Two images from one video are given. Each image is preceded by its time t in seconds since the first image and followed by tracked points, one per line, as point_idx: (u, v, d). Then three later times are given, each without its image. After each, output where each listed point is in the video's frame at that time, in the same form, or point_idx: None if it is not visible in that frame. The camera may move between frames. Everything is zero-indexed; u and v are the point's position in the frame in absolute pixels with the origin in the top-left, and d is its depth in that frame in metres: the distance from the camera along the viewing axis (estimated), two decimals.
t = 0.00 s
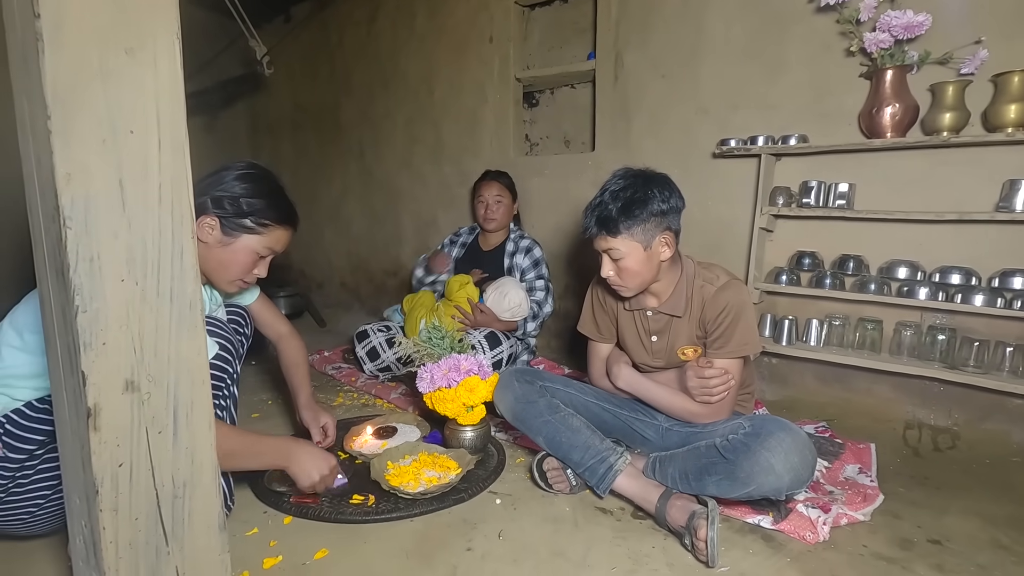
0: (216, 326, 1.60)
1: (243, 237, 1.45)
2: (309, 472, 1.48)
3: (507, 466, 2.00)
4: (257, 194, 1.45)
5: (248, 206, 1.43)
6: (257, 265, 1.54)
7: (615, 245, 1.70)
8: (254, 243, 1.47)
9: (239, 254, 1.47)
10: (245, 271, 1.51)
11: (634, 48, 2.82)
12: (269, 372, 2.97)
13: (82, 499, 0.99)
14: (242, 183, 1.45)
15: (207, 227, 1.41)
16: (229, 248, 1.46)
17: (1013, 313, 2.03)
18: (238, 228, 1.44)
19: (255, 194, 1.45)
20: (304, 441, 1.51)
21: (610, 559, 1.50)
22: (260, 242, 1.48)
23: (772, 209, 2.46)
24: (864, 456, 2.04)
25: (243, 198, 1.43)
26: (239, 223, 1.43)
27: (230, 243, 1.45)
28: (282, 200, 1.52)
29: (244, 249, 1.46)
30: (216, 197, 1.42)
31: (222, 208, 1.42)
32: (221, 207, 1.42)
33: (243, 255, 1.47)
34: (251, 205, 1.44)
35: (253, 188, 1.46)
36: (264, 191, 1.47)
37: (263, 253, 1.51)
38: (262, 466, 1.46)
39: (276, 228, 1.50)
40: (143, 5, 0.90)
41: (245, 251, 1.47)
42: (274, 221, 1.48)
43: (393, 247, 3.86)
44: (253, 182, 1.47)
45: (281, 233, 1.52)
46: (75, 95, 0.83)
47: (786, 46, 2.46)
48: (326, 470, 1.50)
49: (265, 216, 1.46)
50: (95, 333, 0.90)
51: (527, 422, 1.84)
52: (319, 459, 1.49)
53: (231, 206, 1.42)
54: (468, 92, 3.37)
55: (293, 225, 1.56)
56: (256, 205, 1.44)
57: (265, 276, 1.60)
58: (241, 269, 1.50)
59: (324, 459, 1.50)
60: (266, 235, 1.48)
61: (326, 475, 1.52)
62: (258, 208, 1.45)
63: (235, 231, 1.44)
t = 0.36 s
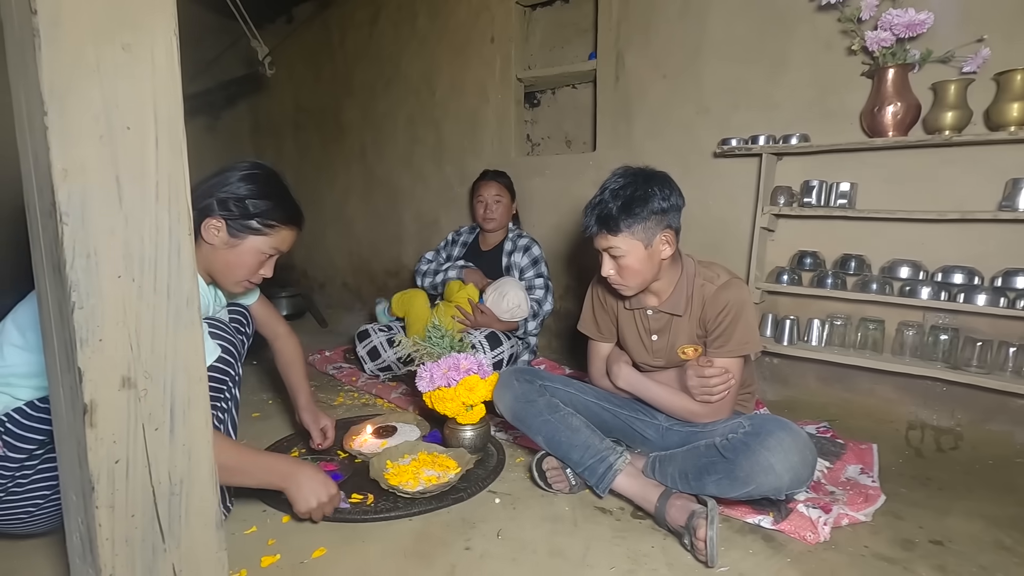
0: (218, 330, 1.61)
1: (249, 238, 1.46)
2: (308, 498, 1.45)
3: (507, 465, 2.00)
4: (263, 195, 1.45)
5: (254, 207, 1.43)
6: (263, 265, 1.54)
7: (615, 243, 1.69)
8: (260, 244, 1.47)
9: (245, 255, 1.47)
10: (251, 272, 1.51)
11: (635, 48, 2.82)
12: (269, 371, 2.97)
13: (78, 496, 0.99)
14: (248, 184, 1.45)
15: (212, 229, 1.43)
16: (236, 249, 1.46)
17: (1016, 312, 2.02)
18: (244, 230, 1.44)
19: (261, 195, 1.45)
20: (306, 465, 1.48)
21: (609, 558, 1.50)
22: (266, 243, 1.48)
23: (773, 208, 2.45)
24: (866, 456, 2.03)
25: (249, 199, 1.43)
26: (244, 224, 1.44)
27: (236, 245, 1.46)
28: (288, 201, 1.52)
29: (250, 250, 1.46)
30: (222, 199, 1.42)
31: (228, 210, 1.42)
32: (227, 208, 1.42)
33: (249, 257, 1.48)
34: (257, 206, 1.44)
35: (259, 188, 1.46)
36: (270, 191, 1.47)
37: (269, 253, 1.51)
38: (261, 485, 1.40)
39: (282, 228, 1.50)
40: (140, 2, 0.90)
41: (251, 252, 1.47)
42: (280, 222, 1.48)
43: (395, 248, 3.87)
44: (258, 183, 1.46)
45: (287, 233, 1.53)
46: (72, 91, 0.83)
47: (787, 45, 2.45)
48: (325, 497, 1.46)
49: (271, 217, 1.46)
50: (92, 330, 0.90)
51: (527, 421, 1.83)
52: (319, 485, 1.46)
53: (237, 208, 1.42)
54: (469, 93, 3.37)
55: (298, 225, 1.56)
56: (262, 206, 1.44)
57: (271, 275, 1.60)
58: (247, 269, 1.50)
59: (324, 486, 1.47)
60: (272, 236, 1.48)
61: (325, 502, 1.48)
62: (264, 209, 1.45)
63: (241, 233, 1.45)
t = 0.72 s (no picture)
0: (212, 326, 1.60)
1: (244, 234, 1.46)
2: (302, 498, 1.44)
3: (504, 465, 2.00)
4: (256, 190, 1.45)
5: (247, 202, 1.43)
6: (259, 261, 1.54)
7: (612, 242, 1.69)
8: (255, 239, 1.47)
9: (241, 251, 1.47)
10: (247, 268, 1.51)
11: (634, 48, 2.81)
12: (267, 371, 2.97)
13: (71, 496, 0.99)
14: (239, 180, 1.45)
15: (207, 225, 1.43)
16: (231, 245, 1.46)
17: (1015, 312, 2.01)
18: (238, 225, 1.44)
19: (254, 190, 1.45)
20: (301, 464, 1.48)
21: (606, 558, 1.49)
22: (261, 238, 1.48)
23: (772, 208, 2.44)
24: (864, 456, 2.03)
25: (242, 194, 1.43)
26: (239, 220, 1.43)
27: (232, 240, 1.46)
28: (280, 195, 1.52)
29: (246, 245, 1.46)
30: (214, 194, 1.42)
31: (222, 206, 1.42)
32: (220, 204, 1.42)
33: (245, 252, 1.48)
34: (250, 201, 1.44)
35: (251, 183, 1.46)
36: (262, 186, 1.47)
37: (264, 248, 1.51)
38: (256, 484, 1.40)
39: (276, 223, 1.50)
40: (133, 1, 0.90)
41: (247, 247, 1.47)
42: (274, 216, 1.48)
43: (394, 248, 3.87)
44: (249, 178, 1.46)
45: (281, 227, 1.53)
46: (63, 88, 0.83)
47: (785, 44, 2.45)
48: (321, 496, 1.45)
49: (265, 211, 1.46)
50: (85, 329, 0.90)
51: (524, 421, 1.83)
52: (314, 486, 1.46)
53: (231, 203, 1.42)
54: (468, 92, 3.37)
55: (292, 219, 1.56)
56: (256, 201, 1.44)
57: (267, 271, 1.60)
58: (243, 265, 1.50)
59: (320, 485, 1.46)
60: (267, 231, 1.48)
61: (320, 503, 1.47)
62: (258, 204, 1.45)
63: (236, 228, 1.45)
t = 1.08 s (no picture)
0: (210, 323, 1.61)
1: (241, 230, 1.46)
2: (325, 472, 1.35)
3: (502, 465, 2.00)
4: (252, 187, 1.46)
5: (244, 199, 1.44)
6: (257, 257, 1.55)
7: (609, 243, 1.69)
8: (253, 236, 1.48)
9: (239, 248, 1.48)
10: (245, 264, 1.52)
11: (633, 49, 2.82)
12: (267, 372, 2.97)
13: (71, 496, 0.99)
14: (236, 177, 1.45)
15: (205, 222, 1.44)
16: (230, 242, 1.47)
17: (1012, 313, 2.02)
18: (236, 222, 1.45)
19: (250, 187, 1.46)
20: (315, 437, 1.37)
21: (603, 558, 1.50)
22: (259, 234, 1.49)
23: (770, 208, 2.45)
24: (862, 457, 2.03)
25: (239, 191, 1.44)
26: (236, 217, 1.44)
27: (230, 237, 1.46)
28: (276, 192, 1.52)
29: (243, 242, 1.47)
30: (211, 192, 1.42)
31: (220, 203, 1.43)
32: (218, 202, 1.42)
33: (242, 249, 1.48)
34: (247, 198, 1.44)
35: (247, 181, 1.46)
36: (259, 183, 1.48)
37: (262, 245, 1.51)
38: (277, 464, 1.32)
39: (272, 219, 1.50)
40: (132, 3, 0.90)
41: (245, 244, 1.48)
42: (271, 213, 1.49)
43: (393, 248, 3.87)
44: (245, 176, 1.47)
45: (279, 224, 1.53)
46: (63, 90, 0.84)
47: (784, 45, 2.45)
48: (342, 469, 1.35)
49: (262, 208, 1.46)
50: (83, 330, 0.90)
51: (522, 421, 1.84)
52: (332, 457, 1.35)
53: (228, 200, 1.43)
54: (467, 93, 3.38)
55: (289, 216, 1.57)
56: (252, 198, 1.45)
57: (265, 268, 1.61)
58: (242, 261, 1.51)
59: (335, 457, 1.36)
60: (264, 227, 1.48)
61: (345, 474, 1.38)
62: (255, 201, 1.45)
63: (234, 225, 1.45)
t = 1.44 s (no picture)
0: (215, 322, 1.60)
1: (247, 228, 1.47)
2: (336, 401, 1.50)
3: (502, 465, 2.01)
4: (255, 186, 1.48)
5: (249, 197, 1.46)
6: (262, 254, 1.55)
7: (608, 244, 1.70)
8: (258, 232, 1.49)
9: (245, 245, 1.48)
10: (251, 261, 1.52)
11: (632, 50, 2.82)
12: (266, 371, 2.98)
13: (72, 495, 0.99)
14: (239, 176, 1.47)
15: (212, 221, 1.44)
16: (236, 240, 1.47)
17: (1010, 313, 2.03)
18: (241, 220, 1.46)
19: (253, 186, 1.47)
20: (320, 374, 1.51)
21: (602, 558, 1.50)
22: (263, 231, 1.50)
23: (769, 209, 2.45)
24: (860, 456, 2.04)
25: (243, 190, 1.45)
26: (242, 214, 1.45)
27: (236, 235, 1.47)
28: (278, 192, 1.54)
29: (249, 239, 1.48)
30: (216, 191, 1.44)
31: (225, 201, 1.44)
32: (223, 200, 1.44)
33: (248, 246, 1.49)
34: (251, 196, 1.46)
35: (250, 181, 1.48)
36: (261, 183, 1.50)
37: (266, 242, 1.52)
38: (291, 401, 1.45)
39: (276, 217, 1.52)
40: (133, 5, 0.90)
41: (250, 240, 1.48)
42: (274, 211, 1.50)
43: (392, 248, 3.88)
44: (248, 176, 1.49)
45: (281, 222, 1.54)
46: (63, 92, 0.84)
47: (782, 46, 2.46)
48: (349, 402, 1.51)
49: (265, 206, 1.48)
50: (84, 330, 0.91)
51: (522, 421, 1.84)
52: (341, 388, 1.51)
53: (233, 198, 1.44)
54: (466, 93, 3.38)
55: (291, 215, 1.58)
56: (256, 196, 1.47)
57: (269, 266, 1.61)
58: (248, 259, 1.51)
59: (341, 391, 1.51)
60: (268, 224, 1.50)
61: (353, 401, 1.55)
62: (258, 199, 1.47)
63: (240, 222, 1.46)
